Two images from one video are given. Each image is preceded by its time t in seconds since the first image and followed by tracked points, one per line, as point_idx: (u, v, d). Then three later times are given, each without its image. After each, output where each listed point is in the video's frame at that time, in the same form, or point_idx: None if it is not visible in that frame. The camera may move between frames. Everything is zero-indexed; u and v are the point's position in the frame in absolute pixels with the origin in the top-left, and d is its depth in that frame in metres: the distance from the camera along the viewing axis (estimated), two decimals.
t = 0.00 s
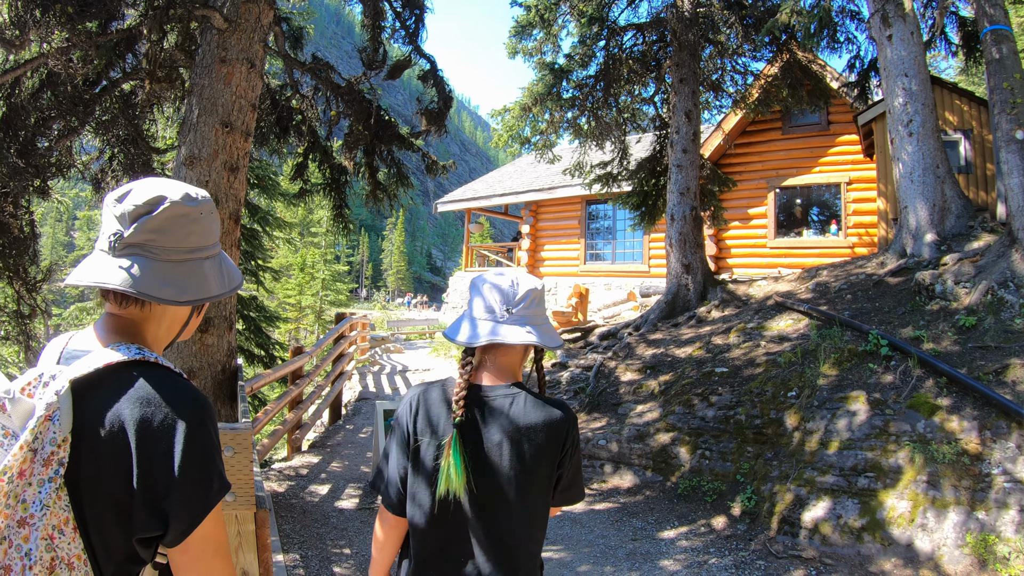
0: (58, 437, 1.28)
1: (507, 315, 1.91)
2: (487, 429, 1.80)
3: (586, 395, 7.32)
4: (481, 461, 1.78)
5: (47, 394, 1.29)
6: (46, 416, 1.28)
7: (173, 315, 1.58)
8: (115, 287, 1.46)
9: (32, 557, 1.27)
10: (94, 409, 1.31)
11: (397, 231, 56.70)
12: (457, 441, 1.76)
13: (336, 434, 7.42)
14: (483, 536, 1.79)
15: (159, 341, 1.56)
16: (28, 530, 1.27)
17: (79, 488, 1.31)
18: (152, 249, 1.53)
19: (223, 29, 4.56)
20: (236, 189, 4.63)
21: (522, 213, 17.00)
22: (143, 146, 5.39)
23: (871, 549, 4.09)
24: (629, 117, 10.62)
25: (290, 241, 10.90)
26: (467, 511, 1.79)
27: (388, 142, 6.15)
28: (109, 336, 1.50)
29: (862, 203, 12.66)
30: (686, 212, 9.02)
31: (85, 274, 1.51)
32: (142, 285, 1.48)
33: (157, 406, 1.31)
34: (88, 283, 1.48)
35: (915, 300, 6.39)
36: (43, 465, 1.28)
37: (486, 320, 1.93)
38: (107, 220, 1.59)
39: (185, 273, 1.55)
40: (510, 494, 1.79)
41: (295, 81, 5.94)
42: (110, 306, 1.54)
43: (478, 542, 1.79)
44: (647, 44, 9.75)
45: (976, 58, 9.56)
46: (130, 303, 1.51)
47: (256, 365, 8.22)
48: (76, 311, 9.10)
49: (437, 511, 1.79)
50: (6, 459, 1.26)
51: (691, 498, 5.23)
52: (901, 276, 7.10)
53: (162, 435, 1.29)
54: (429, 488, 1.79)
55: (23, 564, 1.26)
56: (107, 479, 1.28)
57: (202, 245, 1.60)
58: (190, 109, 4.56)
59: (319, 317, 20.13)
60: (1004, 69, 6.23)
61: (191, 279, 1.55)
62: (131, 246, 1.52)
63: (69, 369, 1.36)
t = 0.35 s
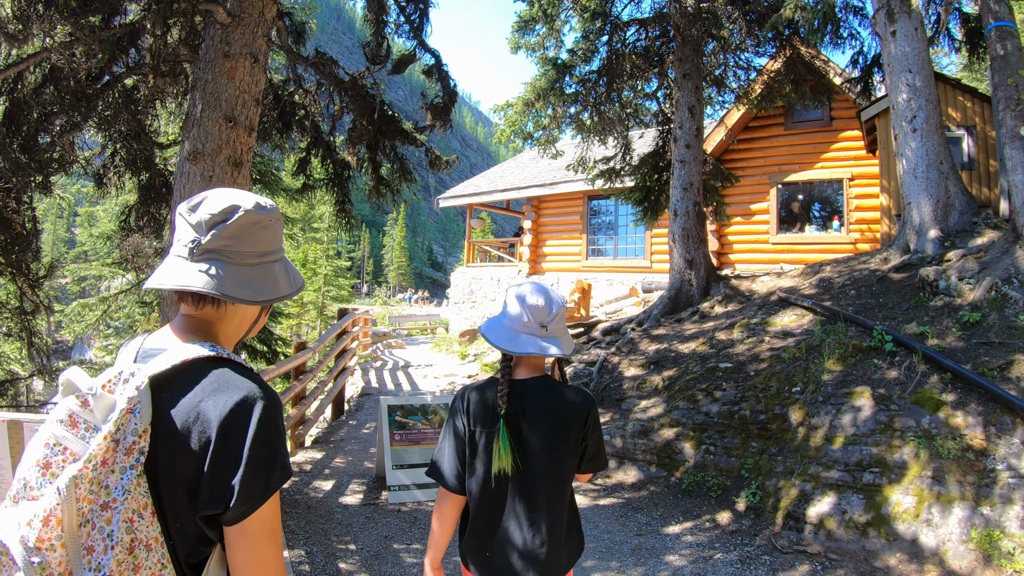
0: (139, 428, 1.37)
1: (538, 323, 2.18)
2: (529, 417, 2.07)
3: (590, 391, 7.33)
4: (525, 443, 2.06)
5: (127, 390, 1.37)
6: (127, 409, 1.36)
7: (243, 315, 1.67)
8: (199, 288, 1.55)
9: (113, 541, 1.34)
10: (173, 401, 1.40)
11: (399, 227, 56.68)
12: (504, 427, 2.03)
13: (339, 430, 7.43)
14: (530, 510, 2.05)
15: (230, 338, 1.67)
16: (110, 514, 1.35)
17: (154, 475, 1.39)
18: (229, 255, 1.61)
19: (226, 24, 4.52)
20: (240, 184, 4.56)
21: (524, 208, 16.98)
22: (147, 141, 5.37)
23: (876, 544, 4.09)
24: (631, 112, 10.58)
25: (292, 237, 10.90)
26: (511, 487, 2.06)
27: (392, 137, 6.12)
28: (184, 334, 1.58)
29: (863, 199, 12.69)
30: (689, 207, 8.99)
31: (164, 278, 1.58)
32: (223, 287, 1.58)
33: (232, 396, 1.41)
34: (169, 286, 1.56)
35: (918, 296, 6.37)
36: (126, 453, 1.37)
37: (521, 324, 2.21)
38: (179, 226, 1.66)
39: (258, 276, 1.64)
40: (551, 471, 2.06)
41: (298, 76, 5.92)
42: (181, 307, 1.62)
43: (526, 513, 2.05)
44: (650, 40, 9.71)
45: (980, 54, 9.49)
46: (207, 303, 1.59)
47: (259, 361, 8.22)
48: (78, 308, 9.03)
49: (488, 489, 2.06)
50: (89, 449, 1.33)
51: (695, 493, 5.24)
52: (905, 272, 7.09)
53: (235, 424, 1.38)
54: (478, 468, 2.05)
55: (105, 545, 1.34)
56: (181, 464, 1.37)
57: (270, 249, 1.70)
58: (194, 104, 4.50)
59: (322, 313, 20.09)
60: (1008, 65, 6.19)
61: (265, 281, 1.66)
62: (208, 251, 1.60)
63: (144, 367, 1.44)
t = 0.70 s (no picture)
0: (219, 409, 1.48)
1: (558, 311, 2.65)
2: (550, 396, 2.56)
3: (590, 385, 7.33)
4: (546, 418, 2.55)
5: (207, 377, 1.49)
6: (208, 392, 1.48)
7: (302, 303, 1.75)
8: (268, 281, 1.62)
9: (201, 512, 1.44)
10: (246, 382, 1.50)
11: (395, 222, 56.50)
12: (527, 401, 2.54)
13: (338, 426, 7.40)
14: (547, 472, 2.54)
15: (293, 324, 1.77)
16: (198, 486, 1.45)
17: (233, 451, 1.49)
18: (293, 250, 1.68)
19: (224, 17, 4.44)
20: (239, 179, 4.50)
21: (522, 203, 16.94)
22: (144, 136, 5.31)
23: (879, 537, 4.10)
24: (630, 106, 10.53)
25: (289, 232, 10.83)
26: (536, 448, 2.56)
27: (391, 132, 6.08)
28: (253, 324, 1.67)
29: (861, 193, 12.72)
30: (688, 201, 8.97)
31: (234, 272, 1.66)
32: (289, 279, 1.66)
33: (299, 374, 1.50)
34: (240, 280, 1.63)
35: (918, 290, 6.38)
36: (208, 432, 1.47)
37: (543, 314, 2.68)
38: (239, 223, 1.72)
39: (318, 267, 1.71)
40: (566, 442, 2.57)
41: (296, 71, 5.86)
42: (248, 297, 1.70)
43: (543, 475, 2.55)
44: (649, 34, 9.67)
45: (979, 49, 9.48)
46: (271, 294, 1.68)
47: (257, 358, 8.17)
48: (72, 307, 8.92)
49: (515, 450, 2.57)
50: (175, 430, 1.44)
51: (698, 487, 5.25)
52: (904, 266, 7.11)
53: (303, 397, 1.47)
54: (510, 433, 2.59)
55: (193, 516, 1.44)
56: (258, 439, 1.48)
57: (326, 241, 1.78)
58: (192, 99, 4.45)
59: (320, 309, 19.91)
60: (1009, 60, 6.17)
61: (323, 271, 1.73)
62: (273, 246, 1.66)
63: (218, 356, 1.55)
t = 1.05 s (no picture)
0: (321, 411, 1.52)
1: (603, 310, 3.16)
2: (598, 386, 3.06)
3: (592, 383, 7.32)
4: (595, 404, 3.04)
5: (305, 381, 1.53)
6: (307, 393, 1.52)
7: (375, 307, 1.81)
8: (351, 286, 1.68)
9: (315, 508, 1.50)
10: (341, 385, 1.55)
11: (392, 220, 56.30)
12: (579, 386, 3.01)
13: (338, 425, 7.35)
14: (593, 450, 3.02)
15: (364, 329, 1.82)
16: (309, 483, 1.50)
17: (333, 449, 1.54)
18: (371, 258, 1.74)
19: (225, 13, 4.37)
20: (241, 176, 4.44)
21: (520, 200, 16.92)
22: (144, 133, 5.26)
23: (883, 535, 4.10)
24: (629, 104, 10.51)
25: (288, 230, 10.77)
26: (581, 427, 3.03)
27: (392, 129, 6.05)
28: (332, 326, 1.72)
29: (859, 191, 12.76)
30: (688, 199, 8.95)
31: (316, 275, 1.72)
32: (368, 284, 1.71)
33: (388, 371, 1.57)
34: (324, 283, 1.69)
35: (920, 289, 6.39)
36: (313, 433, 1.51)
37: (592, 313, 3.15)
38: (321, 233, 1.79)
39: (393, 274, 1.78)
40: (605, 423, 3.08)
41: (297, 67, 5.80)
42: (325, 300, 1.75)
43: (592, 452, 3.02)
44: (649, 32, 9.65)
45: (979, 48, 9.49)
46: (347, 297, 1.74)
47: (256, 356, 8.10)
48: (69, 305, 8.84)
49: (565, 429, 3.02)
50: (285, 433, 1.47)
51: (701, 485, 5.24)
52: (905, 264, 7.12)
53: (393, 394, 1.54)
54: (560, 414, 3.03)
55: (308, 511, 1.49)
56: (347, 432, 1.53)
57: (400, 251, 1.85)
58: (193, 96, 4.38)
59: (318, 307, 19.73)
60: (1011, 59, 6.16)
61: (397, 278, 1.80)
62: (354, 253, 1.72)
63: (310, 359, 1.58)
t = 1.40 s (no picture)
0: (482, 422, 1.55)
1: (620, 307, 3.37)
2: (624, 371, 3.26)
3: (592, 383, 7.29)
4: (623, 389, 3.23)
5: (462, 391, 1.58)
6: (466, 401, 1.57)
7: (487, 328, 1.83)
8: (478, 313, 1.69)
9: (491, 505, 1.55)
10: (489, 399, 1.59)
11: (390, 220, 56.20)
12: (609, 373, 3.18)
13: (337, 425, 7.30)
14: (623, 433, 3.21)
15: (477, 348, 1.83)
16: (485, 485, 1.54)
17: (493, 453, 1.58)
18: (494, 286, 1.74)
19: (226, 10, 4.28)
20: (241, 175, 4.38)
21: (519, 200, 16.90)
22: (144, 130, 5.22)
23: (887, 534, 4.09)
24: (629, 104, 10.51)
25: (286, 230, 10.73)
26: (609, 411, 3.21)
27: (392, 128, 6.01)
28: (457, 348, 1.73)
29: (859, 191, 12.79)
30: (689, 199, 8.94)
31: (442, 299, 1.72)
32: (492, 308, 1.73)
33: (525, 384, 1.62)
34: (450, 309, 1.69)
35: (922, 289, 6.39)
36: (480, 441, 1.54)
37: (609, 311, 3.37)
38: (437, 259, 1.77)
39: (510, 299, 1.80)
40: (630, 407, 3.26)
41: (297, 65, 5.76)
42: (447, 322, 1.75)
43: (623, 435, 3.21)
44: (649, 31, 9.65)
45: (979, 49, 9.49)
46: (470, 319, 1.75)
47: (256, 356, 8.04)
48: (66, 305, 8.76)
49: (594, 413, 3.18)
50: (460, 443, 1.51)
51: (703, 485, 5.22)
52: (907, 264, 7.12)
53: (534, 405, 1.60)
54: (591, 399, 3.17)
55: (486, 507, 1.54)
56: (499, 434, 1.58)
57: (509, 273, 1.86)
58: (193, 93, 4.32)
59: (316, 307, 19.64)
60: (1013, 59, 6.16)
61: (512, 299, 1.81)
62: (479, 280, 1.72)
63: (456, 371, 1.62)
